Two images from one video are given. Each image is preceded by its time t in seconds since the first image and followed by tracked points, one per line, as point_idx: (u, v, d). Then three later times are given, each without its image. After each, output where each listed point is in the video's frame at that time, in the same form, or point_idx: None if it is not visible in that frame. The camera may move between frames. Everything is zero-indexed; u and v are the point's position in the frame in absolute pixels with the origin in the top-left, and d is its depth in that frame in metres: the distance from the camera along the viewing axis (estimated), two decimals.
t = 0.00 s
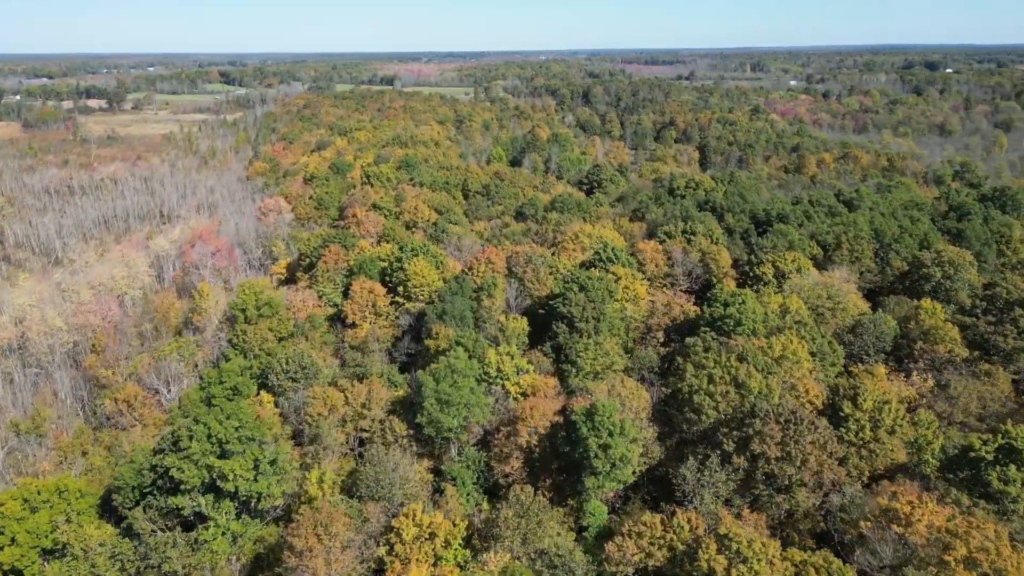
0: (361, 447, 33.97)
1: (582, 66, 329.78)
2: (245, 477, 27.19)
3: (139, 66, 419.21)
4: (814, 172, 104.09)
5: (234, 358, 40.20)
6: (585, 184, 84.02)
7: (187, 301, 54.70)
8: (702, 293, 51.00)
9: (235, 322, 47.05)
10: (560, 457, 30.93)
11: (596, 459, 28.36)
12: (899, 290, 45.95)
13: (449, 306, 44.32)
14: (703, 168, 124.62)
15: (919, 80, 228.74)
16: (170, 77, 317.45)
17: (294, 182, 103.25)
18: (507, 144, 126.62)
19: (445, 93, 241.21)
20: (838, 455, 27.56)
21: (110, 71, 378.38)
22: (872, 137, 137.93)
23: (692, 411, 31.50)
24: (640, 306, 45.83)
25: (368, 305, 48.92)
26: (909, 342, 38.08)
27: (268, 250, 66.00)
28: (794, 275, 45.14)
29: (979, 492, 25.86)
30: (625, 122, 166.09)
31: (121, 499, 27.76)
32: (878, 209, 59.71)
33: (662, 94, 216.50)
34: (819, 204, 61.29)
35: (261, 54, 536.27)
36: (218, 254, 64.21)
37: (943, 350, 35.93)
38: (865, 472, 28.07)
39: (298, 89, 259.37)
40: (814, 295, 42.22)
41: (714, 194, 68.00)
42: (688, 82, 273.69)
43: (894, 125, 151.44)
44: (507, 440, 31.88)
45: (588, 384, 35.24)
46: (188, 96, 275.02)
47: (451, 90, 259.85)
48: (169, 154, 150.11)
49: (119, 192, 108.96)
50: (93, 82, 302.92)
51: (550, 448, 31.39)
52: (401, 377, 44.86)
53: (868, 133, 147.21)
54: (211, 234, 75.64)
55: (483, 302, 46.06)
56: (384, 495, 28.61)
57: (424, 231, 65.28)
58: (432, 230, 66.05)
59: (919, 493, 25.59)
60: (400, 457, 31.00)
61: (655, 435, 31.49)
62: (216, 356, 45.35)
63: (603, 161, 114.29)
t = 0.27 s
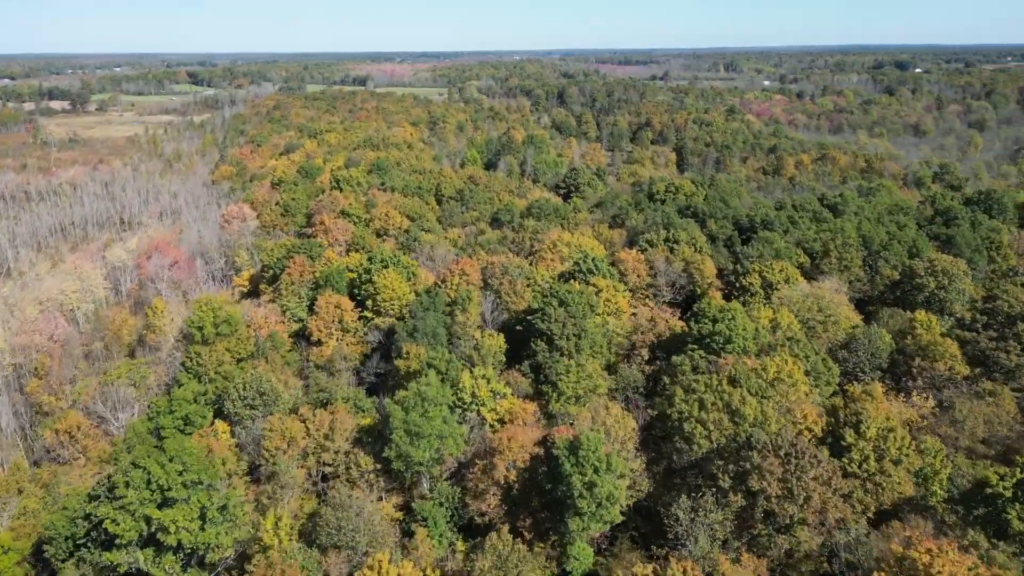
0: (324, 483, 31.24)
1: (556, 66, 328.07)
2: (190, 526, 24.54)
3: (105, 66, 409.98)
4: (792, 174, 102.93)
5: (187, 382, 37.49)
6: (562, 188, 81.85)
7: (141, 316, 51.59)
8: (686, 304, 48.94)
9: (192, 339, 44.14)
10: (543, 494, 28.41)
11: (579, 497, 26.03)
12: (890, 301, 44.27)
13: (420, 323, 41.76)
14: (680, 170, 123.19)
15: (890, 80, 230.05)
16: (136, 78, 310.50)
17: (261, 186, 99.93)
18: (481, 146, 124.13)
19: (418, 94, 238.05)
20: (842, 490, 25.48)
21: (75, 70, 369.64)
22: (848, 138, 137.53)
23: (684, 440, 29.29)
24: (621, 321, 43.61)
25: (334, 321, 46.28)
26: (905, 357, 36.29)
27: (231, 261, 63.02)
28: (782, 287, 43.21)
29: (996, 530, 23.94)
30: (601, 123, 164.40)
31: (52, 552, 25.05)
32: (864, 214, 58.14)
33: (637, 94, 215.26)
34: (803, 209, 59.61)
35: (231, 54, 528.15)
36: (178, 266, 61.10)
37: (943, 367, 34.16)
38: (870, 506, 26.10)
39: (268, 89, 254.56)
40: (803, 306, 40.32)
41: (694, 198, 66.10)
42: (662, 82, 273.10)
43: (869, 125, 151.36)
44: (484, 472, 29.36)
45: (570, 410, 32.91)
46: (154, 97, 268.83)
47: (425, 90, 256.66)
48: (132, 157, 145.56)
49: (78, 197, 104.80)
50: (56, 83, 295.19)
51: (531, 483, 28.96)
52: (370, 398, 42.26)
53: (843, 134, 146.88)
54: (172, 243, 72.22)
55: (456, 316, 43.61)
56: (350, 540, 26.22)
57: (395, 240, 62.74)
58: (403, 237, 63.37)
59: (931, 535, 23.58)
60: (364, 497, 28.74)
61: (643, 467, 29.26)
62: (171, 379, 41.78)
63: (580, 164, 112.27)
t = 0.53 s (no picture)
0: (282, 520, 28.89)
1: (530, 66, 326.05)
2: None
3: (70, 67, 400.70)
4: (771, 176, 101.51)
5: (135, 411, 34.57)
6: (539, 193, 79.41)
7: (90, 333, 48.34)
8: (669, 316, 46.83)
9: (143, 360, 41.11)
10: (522, 537, 25.98)
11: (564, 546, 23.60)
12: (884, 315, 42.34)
13: (389, 341, 38.98)
14: (657, 172, 121.48)
15: (862, 80, 230.82)
16: (101, 78, 303.07)
17: (226, 191, 96.34)
18: (455, 147, 121.40)
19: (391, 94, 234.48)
20: (850, 533, 23.35)
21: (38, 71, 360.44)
22: (824, 138, 136.76)
23: (676, 476, 26.97)
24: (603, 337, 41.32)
25: (298, 338, 43.56)
26: (905, 376, 34.31)
27: (191, 273, 59.79)
28: (773, 300, 41.13)
29: None
30: (576, 124, 162.47)
31: None
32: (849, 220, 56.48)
33: (613, 95, 213.70)
34: (787, 215, 57.84)
35: (200, 54, 519.34)
36: (133, 279, 57.75)
37: (946, 388, 32.17)
38: (880, 549, 23.93)
39: (237, 90, 249.36)
40: (795, 320, 38.27)
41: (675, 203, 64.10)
42: (637, 82, 272.02)
43: (845, 126, 150.95)
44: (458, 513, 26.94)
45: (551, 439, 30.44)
46: (120, 98, 262.26)
47: (398, 91, 253.03)
48: (94, 161, 140.70)
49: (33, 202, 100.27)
50: (18, 83, 287.02)
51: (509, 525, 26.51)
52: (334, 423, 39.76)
53: (819, 135, 146.24)
54: (129, 253, 68.75)
55: (428, 333, 40.96)
56: None
57: (365, 250, 59.93)
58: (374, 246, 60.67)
59: None
60: (325, 544, 26.13)
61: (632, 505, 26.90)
62: (118, 403, 39.04)
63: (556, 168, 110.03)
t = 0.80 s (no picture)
0: (235, 572, 26.19)
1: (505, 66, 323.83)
2: None
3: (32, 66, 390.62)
4: (749, 178, 99.97)
5: (75, 447, 31.52)
6: (514, 197, 76.91)
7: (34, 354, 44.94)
8: (653, 330, 44.56)
9: (87, 386, 37.94)
10: None
11: None
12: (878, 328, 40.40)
13: (355, 363, 36.09)
14: (635, 174, 119.68)
15: (835, 80, 231.43)
16: (64, 78, 295.47)
17: (190, 196, 92.63)
18: (428, 149, 118.54)
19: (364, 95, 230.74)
20: None
21: None
22: (800, 139, 135.86)
23: (670, 520, 24.57)
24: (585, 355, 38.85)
25: (257, 359, 40.55)
26: (906, 398, 32.25)
27: (147, 286, 56.46)
28: (763, 315, 38.94)
29: None
30: (552, 125, 160.39)
31: None
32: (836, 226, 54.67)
33: (588, 95, 212.03)
34: (772, 221, 55.90)
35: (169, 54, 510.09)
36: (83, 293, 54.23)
37: (952, 411, 30.10)
38: None
39: (206, 91, 244.01)
40: (788, 338, 36.18)
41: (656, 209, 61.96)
42: (612, 82, 270.71)
43: (820, 126, 150.41)
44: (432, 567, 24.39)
45: (531, 475, 27.83)
46: (84, 99, 255.44)
47: (370, 91, 249.26)
48: (53, 164, 135.69)
49: None
50: None
51: None
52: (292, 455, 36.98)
53: (795, 135, 145.48)
54: (83, 264, 65.10)
55: (397, 353, 38.23)
56: None
57: (332, 260, 57.02)
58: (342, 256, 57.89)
59: None
60: None
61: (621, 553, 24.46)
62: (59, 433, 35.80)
63: (532, 172, 107.60)
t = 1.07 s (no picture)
0: None
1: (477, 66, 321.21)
2: None
3: None
4: (726, 181, 98.41)
5: None
6: (487, 202, 74.30)
7: None
8: (635, 346, 42.26)
9: (20, 416, 34.66)
10: None
11: None
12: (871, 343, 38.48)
13: (316, 390, 33.16)
14: (610, 177, 117.71)
15: (805, 80, 232.08)
16: (23, 78, 286.48)
17: (148, 202, 88.62)
18: (399, 152, 115.40)
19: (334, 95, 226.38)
20: None
21: None
22: (775, 140, 134.98)
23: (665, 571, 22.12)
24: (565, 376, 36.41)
25: (209, 385, 37.33)
26: (909, 422, 30.22)
27: (97, 305, 52.95)
28: (753, 332, 36.77)
29: None
30: (525, 125, 158.14)
31: None
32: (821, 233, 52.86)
33: (561, 95, 210.06)
34: (755, 227, 53.98)
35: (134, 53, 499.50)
36: (25, 310, 50.45)
37: (959, 438, 28.14)
38: None
39: (170, 92, 237.93)
40: (783, 365, 34.15)
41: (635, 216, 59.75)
42: (584, 83, 269.13)
43: (794, 127, 149.82)
44: None
45: (508, 518, 25.25)
46: (43, 100, 247.68)
47: (340, 92, 245.02)
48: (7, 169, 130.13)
49: None
50: None
51: None
52: (244, 495, 33.97)
53: (769, 136, 144.68)
54: (30, 277, 61.22)
55: (362, 378, 35.43)
56: None
57: (296, 274, 53.96)
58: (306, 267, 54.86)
59: None
60: None
61: None
62: None
63: (506, 176, 105.01)
